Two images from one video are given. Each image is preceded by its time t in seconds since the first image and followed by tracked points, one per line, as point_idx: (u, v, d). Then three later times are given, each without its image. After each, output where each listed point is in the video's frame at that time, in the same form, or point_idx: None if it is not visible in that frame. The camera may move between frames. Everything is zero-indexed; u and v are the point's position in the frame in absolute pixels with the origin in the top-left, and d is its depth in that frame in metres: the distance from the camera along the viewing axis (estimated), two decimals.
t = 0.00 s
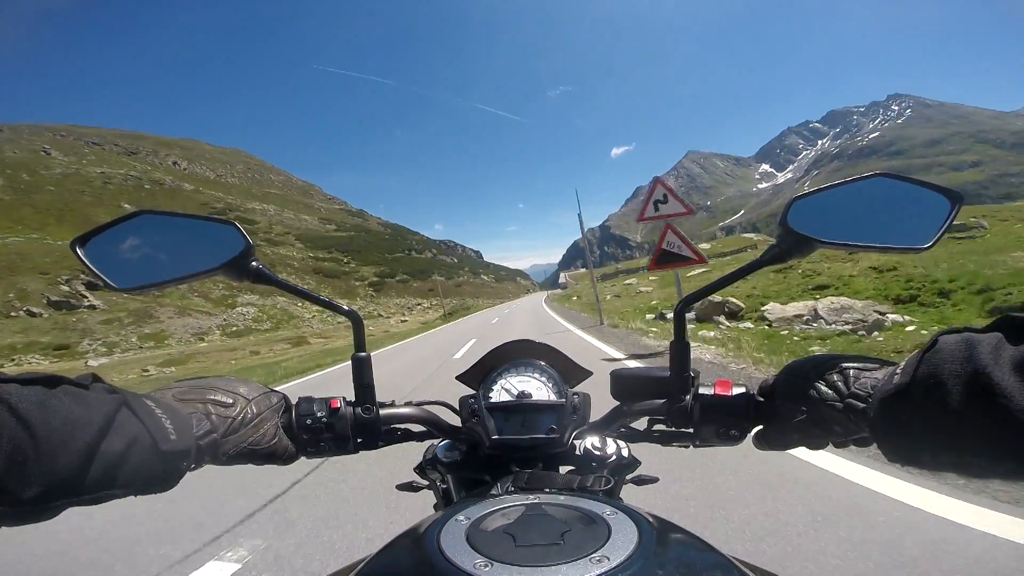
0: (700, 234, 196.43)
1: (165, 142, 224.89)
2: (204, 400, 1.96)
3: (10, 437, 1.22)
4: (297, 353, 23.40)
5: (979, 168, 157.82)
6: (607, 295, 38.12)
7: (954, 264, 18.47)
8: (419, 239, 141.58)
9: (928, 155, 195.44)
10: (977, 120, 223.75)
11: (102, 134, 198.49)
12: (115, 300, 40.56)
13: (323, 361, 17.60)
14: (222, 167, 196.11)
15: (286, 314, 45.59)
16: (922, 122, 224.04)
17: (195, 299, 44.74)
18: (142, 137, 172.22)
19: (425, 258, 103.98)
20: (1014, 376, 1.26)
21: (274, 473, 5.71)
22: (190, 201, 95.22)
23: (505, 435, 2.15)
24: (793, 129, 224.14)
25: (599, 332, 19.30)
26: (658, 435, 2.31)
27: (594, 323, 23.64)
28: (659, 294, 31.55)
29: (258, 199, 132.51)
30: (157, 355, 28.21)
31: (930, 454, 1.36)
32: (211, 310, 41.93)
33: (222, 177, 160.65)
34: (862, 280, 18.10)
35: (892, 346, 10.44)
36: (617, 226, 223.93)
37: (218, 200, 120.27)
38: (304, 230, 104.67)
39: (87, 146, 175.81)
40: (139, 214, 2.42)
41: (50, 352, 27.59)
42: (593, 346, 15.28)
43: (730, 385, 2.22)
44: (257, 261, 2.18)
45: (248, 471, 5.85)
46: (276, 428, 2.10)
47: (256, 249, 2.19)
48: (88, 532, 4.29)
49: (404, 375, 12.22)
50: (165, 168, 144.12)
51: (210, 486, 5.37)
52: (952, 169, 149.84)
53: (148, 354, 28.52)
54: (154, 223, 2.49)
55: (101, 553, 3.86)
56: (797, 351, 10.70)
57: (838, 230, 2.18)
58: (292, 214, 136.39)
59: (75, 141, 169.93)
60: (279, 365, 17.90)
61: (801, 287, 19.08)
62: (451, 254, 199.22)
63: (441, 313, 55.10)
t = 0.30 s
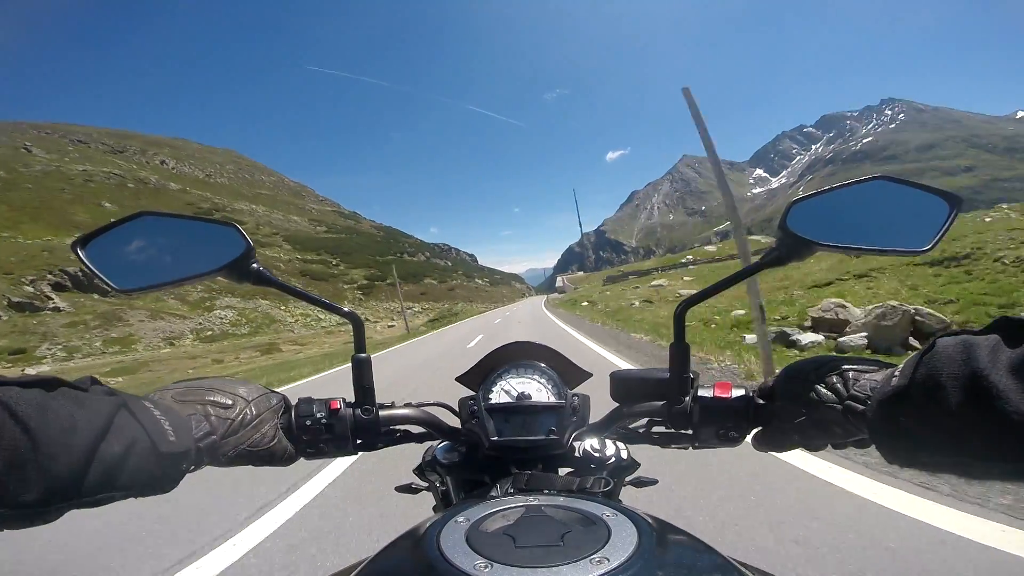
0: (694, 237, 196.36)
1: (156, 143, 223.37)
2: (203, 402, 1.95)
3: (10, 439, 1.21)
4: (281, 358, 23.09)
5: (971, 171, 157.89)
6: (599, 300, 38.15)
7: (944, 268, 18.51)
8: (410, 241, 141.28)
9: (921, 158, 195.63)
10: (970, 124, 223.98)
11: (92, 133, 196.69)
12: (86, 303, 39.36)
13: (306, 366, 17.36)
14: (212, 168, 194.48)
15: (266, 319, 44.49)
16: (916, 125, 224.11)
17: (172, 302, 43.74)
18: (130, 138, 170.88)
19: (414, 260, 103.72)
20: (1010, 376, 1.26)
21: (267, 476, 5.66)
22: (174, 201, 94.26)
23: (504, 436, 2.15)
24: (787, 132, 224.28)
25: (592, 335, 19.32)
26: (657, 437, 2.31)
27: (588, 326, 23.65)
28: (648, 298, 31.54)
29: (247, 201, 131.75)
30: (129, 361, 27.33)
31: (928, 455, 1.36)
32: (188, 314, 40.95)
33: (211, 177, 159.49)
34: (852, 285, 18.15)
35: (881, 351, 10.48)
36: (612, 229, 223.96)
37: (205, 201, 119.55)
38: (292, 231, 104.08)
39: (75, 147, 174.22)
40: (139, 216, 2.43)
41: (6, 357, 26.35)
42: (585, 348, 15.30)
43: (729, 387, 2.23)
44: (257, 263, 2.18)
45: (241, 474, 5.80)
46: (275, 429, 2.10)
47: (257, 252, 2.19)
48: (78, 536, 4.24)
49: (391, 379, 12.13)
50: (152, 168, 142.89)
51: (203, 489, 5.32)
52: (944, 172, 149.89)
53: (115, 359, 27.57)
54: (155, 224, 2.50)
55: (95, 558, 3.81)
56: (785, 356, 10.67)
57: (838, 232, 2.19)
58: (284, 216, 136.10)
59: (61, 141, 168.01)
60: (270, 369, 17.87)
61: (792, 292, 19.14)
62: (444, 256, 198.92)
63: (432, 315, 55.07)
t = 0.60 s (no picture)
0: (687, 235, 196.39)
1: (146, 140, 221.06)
2: (203, 402, 1.95)
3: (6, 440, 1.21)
4: (269, 360, 22.55)
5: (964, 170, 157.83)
6: (592, 301, 38.26)
7: (934, 267, 18.62)
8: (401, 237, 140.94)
9: (915, 157, 195.72)
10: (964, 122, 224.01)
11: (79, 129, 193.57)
12: (36, 300, 33.21)
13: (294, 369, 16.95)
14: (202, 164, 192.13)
15: (247, 315, 40.29)
16: (910, 124, 224.02)
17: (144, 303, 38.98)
18: (116, 133, 167.83)
19: (403, 257, 103.51)
20: (1008, 373, 1.26)
21: (265, 477, 5.61)
22: (157, 197, 92.60)
23: (505, 435, 2.15)
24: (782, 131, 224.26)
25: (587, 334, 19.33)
26: (659, 436, 2.31)
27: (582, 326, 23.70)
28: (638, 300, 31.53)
29: (236, 197, 130.52)
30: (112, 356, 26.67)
31: (927, 455, 1.36)
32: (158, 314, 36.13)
33: (199, 173, 157.56)
34: (845, 284, 18.23)
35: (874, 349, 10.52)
36: (606, 228, 224.00)
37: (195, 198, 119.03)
38: (281, 228, 103.26)
39: (61, 144, 171.84)
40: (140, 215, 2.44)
41: None
42: (580, 348, 15.33)
43: (731, 386, 2.22)
44: (257, 263, 2.18)
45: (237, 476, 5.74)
46: (276, 429, 2.10)
47: (257, 251, 2.19)
48: (74, 540, 4.16)
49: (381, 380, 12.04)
50: (139, 164, 141.11)
51: (201, 490, 5.29)
52: (938, 170, 149.71)
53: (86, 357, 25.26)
54: (156, 222, 2.50)
55: (92, 561, 3.75)
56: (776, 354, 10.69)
57: (839, 232, 2.19)
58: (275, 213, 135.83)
59: (46, 138, 165.68)
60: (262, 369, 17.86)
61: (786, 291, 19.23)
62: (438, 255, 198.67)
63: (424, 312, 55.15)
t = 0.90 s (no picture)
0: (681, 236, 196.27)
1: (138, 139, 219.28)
2: (203, 401, 1.96)
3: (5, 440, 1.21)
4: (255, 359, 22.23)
5: (957, 171, 157.78)
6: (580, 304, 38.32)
7: (921, 268, 18.75)
8: (392, 238, 140.85)
9: (909, 158, 195.79)
10: (959, 124, 223.99)
11: (67, 127, 190.80)
12: None
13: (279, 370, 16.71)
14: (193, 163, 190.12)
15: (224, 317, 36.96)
16: (905, 125, 223.94)
17: (112, 303, 35.28)
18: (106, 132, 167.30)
19: (392, 258, 103.57)
20: (1011, 370, 1.25)
21: (260, 479, 5.57)
22: (141, 195, 91.12)
23: (505, 436, 2.15)
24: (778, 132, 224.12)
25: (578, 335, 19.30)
26: (658, 436, 2.32)
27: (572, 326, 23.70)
28: (627, 303, 31.54)
29: (225, 197, 129.54)
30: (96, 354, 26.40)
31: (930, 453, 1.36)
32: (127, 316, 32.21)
33: (188, 171, 155.83)
34: (833, 286, 18.33)
35: (861, 350, 10.57)
36: (602, 228, 223.97)
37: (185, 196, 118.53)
38: (269, 228, 102.67)
39: (52, 143, 171.29)
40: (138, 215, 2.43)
41: None
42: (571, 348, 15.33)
43: (730, 387, 2.22)
44: (257, 262, 2.18)
45: (232, 477, 5.69)
46: (275, 429, 2.11)
47: (256, 251, 2.19)
48: (70, 544, 4.11)
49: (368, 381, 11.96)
50: (125, 162, 139.45)
51: (199, 491, 5.28)
52: (929, 170, 149.87)
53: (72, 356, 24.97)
54: (154, 222, 2.50)
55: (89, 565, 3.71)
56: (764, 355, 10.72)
57: (839, 232, 2.18)
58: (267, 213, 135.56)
59: (34, 135, 164.20)
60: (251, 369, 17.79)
61: (776, 293, 19.30)
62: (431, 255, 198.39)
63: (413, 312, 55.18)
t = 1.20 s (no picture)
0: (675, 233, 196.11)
1: (130, 132, 217.77)
2: (204, 402, 1.96)
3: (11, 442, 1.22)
4: (232, 361, 21.80)
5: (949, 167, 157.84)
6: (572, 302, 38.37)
7: (911, 266, 18.81)
8: (383, 232, 140.54)
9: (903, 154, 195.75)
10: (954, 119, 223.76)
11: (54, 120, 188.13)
12: None
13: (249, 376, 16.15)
14: (182, 156, 187.90)
15: (199, 317, 35.87)
16: (900, 121, 223.59)
17: (79, 302, 34.17)
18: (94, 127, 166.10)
19: (382, 251, 103.13)
20: (1011, 373, 1.26)
21: (254, 480, 5.56)
22: (123, 188, 89.73)
23: (505, 435, 2.15)
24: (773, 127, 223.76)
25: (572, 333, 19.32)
26: (658, 435, 2.32)
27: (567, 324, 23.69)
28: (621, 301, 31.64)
29: (214, 189, 128.46)
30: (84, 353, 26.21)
31: (927, 454, 1.37)
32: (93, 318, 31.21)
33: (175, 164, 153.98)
34: (826, 284, 18.40)
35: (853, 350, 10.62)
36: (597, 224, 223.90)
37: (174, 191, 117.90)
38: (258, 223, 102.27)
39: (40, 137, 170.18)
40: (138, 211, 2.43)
41: None
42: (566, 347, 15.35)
43: (731, 386, 2.22)
44: (256, 258, 2.18)
45: (226, 477, 5.68)
46: (276, 429, 2.10)
47: (256, 246, 2.19)
48: (65, 544, 4.10)
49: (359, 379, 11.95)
50: (110, 156, 137.51)
51: (198, 491, 5.29)
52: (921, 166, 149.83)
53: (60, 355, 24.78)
54: (154, 218, 2.49)
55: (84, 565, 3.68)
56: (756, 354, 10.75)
57: (841, 229, 2.18)
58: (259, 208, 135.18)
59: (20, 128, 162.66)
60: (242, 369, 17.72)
61: (769, 292, 19.37)
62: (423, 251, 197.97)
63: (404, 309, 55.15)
